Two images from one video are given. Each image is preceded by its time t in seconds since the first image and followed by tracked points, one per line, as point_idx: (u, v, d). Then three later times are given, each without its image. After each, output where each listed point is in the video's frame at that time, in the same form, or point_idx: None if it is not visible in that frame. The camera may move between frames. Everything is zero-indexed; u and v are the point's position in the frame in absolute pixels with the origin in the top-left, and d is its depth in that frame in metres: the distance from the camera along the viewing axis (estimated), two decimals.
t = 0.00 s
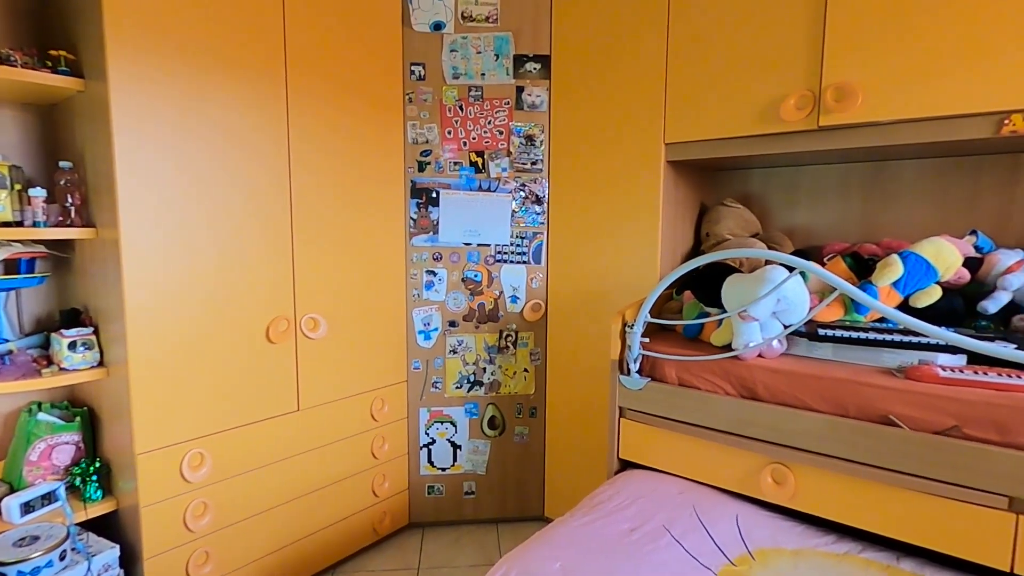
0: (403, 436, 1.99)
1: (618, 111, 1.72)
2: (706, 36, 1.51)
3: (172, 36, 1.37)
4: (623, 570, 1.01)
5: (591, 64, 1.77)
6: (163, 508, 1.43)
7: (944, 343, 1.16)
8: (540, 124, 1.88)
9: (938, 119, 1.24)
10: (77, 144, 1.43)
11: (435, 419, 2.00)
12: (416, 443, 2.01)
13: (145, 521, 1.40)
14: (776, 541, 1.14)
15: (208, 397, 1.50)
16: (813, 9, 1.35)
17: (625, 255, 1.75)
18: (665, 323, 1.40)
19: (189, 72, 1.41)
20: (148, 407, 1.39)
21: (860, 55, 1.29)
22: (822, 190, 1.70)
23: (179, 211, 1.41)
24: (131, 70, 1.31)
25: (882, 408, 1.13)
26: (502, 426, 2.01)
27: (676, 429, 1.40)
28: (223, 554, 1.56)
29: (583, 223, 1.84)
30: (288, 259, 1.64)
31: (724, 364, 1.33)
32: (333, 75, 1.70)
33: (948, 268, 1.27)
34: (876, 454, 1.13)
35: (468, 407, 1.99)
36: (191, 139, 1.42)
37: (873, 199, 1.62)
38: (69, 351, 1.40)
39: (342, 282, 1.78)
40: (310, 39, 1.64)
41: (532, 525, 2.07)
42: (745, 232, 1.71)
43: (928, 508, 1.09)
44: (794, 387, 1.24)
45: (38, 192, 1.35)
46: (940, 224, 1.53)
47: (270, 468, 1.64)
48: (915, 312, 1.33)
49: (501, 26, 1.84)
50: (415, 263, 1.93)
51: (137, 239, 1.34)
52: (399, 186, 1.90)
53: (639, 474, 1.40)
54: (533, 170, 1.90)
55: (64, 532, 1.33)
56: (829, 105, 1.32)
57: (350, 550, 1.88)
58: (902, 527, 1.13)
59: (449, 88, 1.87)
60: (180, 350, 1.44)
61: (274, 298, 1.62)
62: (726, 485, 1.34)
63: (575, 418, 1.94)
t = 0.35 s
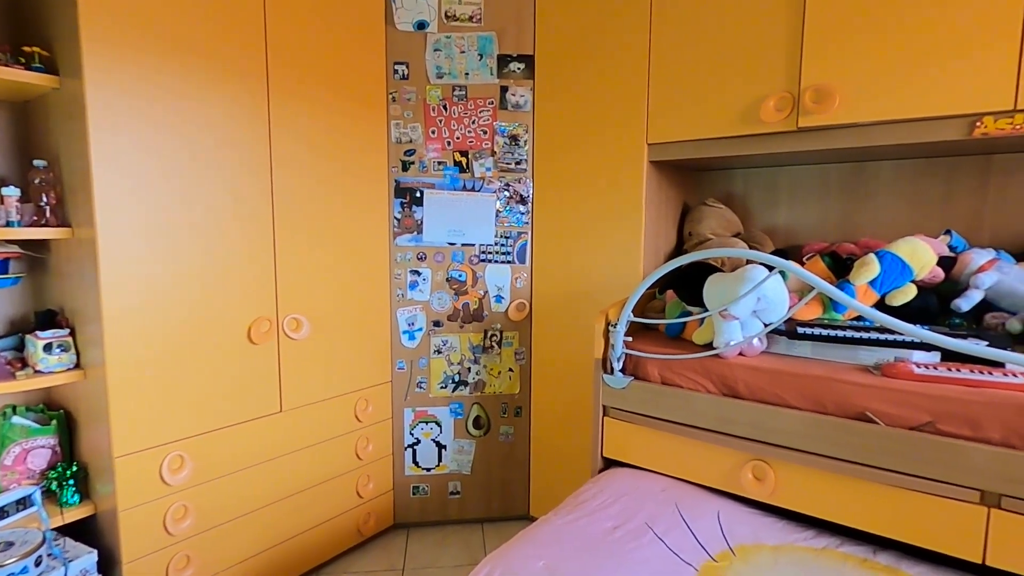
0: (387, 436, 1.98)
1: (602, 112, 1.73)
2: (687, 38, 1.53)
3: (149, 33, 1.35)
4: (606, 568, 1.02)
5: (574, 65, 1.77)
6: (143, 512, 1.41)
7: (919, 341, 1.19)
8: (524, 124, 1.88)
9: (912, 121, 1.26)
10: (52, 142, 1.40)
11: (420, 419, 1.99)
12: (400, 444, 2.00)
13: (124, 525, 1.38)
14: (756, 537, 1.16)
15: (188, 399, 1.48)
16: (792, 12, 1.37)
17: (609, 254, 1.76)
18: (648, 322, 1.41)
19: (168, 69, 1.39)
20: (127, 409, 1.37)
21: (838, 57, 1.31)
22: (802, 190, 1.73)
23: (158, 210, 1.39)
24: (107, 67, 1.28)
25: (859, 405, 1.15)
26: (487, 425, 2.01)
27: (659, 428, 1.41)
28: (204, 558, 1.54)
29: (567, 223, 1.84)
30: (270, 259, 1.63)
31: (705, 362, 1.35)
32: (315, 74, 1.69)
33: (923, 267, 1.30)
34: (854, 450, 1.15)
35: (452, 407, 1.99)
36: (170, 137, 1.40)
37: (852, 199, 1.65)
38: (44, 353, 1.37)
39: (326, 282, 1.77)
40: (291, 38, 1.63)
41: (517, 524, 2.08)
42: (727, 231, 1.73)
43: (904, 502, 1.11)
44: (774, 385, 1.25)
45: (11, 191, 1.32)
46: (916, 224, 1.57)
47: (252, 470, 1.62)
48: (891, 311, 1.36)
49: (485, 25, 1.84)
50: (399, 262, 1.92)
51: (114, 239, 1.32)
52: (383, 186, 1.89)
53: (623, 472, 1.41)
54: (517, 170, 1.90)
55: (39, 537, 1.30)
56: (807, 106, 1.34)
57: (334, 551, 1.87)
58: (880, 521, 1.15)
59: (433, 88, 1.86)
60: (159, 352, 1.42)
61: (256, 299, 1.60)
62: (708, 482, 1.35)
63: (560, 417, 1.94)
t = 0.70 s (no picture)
0: (372, 435, 1.97)
1: (585, 110, 1.73)
2: (669, 37, 1.54)
3: (126, 27, 1.33)
4: (589, 564, 1.02)
5: (558, 62, 1.78)
6: (121, 514, 1.39)
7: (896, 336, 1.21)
8: (507, 122, 1.88)
9: (889, 121, 1.28)
10: (25, 138, 1.38)
11: (405, 418, 1.99)
12: (385, 442, 2.00)
13: (102, 527, 1.36)
14: (737, 531, 1.17)
15: (168, 399, 1.46)
16: (772, 12, 1.38)
17: (593, 252, 1.76)
18: (631, 319, 1.42)
19: (145, 64, 1.36)
20: (104, 410, 1.35)
21: (817, 56, 1.33)
22: (782, 189, 1.75)
23: (135, 208, 1.37)
24: (82, 61, 1.26)
25: (838, 400, 1.17)
26: (472, 423, 2.01)
27: (642, 424, 1.42)
28: (185, 559, 1.52)
29: (551, 221, 1.84)
30: (251, 257, 1.61)
31: (688, 359, 1.36)
32: (296, 70, 1.68)
33: (900, 264, 1.32)
34: (832, 444, 1.17)
35: (437, 405, 1.99)
36: (148, 133, 1.38)
37: (831, 197, 1.67)
38: (18, 353, 1.35)
39: (308, 280, 1.75)
40: (272, 33, 1.61)
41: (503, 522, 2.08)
42: (710, 229, 1.74)
43: (881, 495, 1.13)
44: (754, 381, 1.27)
45: None
46: (893, 222, 1.59)
47: (233, 471, 1.61)
48: (869, 308, 1.38)
49: (468, 22, 1.84)
50: (383, 260, 1.91)
51: (91, 237, 1.30)
52: (366, 183, 1.88)
53: (606, 468, 1.41)
54: (501, 167, 1.89)
55: (14, 541, 1.28)
56: (787, 105, 1.36)
57: (318, 551, 1.86)
58: (858, 514, 1.16)
59: (416, 85, 1.86)
60: (137, 351, 1.40)
61: (237, 297, 1.59)
62: (690, 478, 1.36)
63: (545, 415, 1.95)
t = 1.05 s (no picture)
0: (355, 435, 1.96)
1: (568, 108, 1.73)
2: (651, 35, 1.54)
3: (100, 21, 1.30)
4: (572, 562, 1.02)
5: (541, 60, 1.77)
6: (98, 518, 1.37)
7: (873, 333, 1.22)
8: (491, 120, 1.88)
9: (867, 120, 1.30)
10: None
11: (388, 417, 1.98)
12: (369, 442, 1.98)
13: (77, 531, 1.34)
14: (719, 526, 1.18)
15: (146, 400, 1.43)
16: (752, 12, 1.40)
17: (576, 250, 1.76)
18: (614, 317, 1.42)
19: (120, 59, 1.34)
20: (79, 412, 1.32)
21: (796, 56, 1.34)
22: (764, 187, 1.76)
23: (111, 206, 1.34)
24: (54, 55, 1.23)
25: (817, 396, 1.19)
26: (456, 422, 2.01)
27: (625, 421, 1.42)
28: (164, 563, 1.50)
29: (535, 219, 1.84)
30: (231, 256, 1.59)
31: (670, 356, 1.36)
32: (277, 67, 1.66)
33: (877, 262, 1.34)
34: (811, 439, 1.18)
35: (421, 405, 1.98)
36: (124, 130, 1.35)
37: (811, 195, 1.69)
38: None
39: (290, 279, 1.74)
40: (251, 29, 1.59)
41: (488, 521, 2.08)
42: (692, 227, 1.75)
43: (859, 489, 1.15)
44: (736, 377, 1.28)
45: None
46: (871, 220, 1.62)
47: (214, 472, 1.59)
48: (847, 305, 1.40)
49: (451, 20, 1.83)
50: (366, 259, 1.90)
51: (64, 235, 1.27)
52: (348, 181, 1.86)
53: (589, 465, 1.42)
54: (485, 166, 1.89)
55: None
56: (767, 104, 1.37)
57: (302, 552, 1.84)
58: (836, 508, 1.18)
59: (399, 82, 1.84)
60: (114, 352, 1.37)
61: (217, 296, 1.56)
62: (673, 474, 1.37)
63: (529, 413, 1.95)
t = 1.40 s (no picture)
0: (337, 436, 1.95)
1: (550, 107, 1.73)
2: (632, 34, 1.55)
3: (71, 15, 1.27)
4: (553, 560, 1.03)
5: (523, 59, 1.77)
6: (71, 522, 1.34)
7: (849, 330, 1.24)
8: (473, 118, 1.87)
9: (843, 120, 1.32)
10: None
11: (371, 417, 1.96)
12: (351, 442, 1.97)
13: (50, 536, 1.31)
14: (699, 523, 1.19)
15: (120, 402, 1.41)
16: (731, 12, 1.41)
17: (559, 249, 1.77)
18: (596, 315, 1.43)
19: (93, 54, 1.31)
20: (51, 414, 1.29)
21: (774, 57, 1.36)
22: (744, 187, 1.78)
23: (84, 204, 1.32)
24: (23, 50, 1.20)
25: (794, 393, 1.20)
26: (440, 422, 2.00)
27: (607, 419, 1.43)
28: (141, 567, 1.47)
29: (517, 218, 1.84)
30: (209, 255, 1.56)
31: (651, 354, 1.37)
32: (255, 64, 1.64)
33: (853, 260, 1.36)
34: (789, 435, 1.20)
35: (404, 404, 1.97)
36: (96, 126, 1.33)
37: (790, 195, 1.71)
38: None
39: (270, 278, 1.72)
40: (229, 24, 1.56)
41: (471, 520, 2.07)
42: (674, 226, 1.77)
43: (835, 484, 1.17)
44: (715, 374, 1.29)
45: None
46: (848, 220, 1.64)
47: (192, 475, 1.56)
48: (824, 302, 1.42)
49: (433, 17, 1.82)
50: (348, 258, 1.88)
51: (35, 235, 1.24)
52: (329, 179, 1.84)
53: (571, 463, 1.42)
54: (467, 164, 1.88)
55: None
56: (746, 104, 1.38)
57: (283, 554, 1.83)
58: (814, 503, 1.20)
59: (380, 80, 1.83)
60: (87, 353, 1.34)
61: (194, 296, 1.54)
62: (654, 472, 1.38)
63: (512, 412, 1.95)
